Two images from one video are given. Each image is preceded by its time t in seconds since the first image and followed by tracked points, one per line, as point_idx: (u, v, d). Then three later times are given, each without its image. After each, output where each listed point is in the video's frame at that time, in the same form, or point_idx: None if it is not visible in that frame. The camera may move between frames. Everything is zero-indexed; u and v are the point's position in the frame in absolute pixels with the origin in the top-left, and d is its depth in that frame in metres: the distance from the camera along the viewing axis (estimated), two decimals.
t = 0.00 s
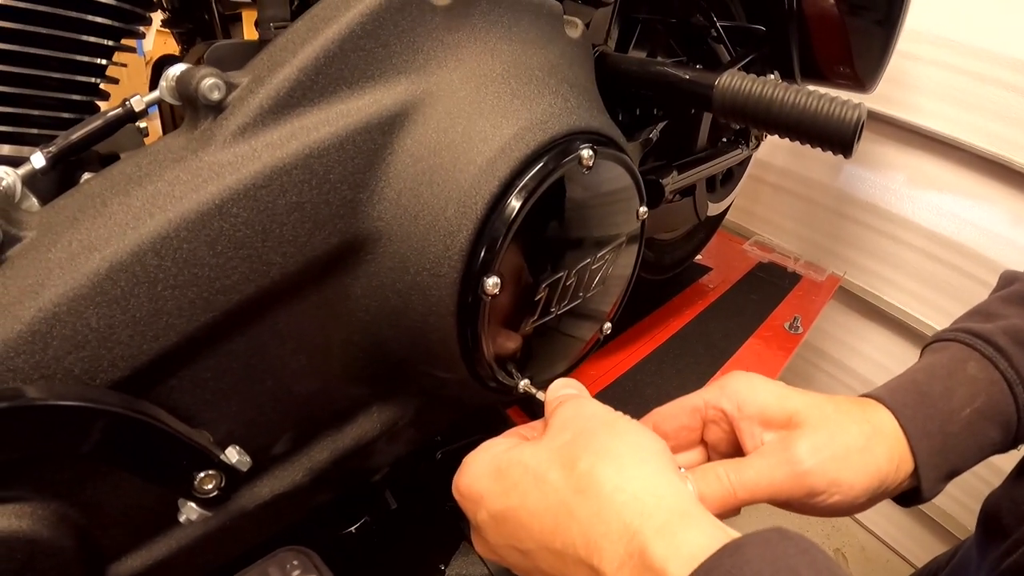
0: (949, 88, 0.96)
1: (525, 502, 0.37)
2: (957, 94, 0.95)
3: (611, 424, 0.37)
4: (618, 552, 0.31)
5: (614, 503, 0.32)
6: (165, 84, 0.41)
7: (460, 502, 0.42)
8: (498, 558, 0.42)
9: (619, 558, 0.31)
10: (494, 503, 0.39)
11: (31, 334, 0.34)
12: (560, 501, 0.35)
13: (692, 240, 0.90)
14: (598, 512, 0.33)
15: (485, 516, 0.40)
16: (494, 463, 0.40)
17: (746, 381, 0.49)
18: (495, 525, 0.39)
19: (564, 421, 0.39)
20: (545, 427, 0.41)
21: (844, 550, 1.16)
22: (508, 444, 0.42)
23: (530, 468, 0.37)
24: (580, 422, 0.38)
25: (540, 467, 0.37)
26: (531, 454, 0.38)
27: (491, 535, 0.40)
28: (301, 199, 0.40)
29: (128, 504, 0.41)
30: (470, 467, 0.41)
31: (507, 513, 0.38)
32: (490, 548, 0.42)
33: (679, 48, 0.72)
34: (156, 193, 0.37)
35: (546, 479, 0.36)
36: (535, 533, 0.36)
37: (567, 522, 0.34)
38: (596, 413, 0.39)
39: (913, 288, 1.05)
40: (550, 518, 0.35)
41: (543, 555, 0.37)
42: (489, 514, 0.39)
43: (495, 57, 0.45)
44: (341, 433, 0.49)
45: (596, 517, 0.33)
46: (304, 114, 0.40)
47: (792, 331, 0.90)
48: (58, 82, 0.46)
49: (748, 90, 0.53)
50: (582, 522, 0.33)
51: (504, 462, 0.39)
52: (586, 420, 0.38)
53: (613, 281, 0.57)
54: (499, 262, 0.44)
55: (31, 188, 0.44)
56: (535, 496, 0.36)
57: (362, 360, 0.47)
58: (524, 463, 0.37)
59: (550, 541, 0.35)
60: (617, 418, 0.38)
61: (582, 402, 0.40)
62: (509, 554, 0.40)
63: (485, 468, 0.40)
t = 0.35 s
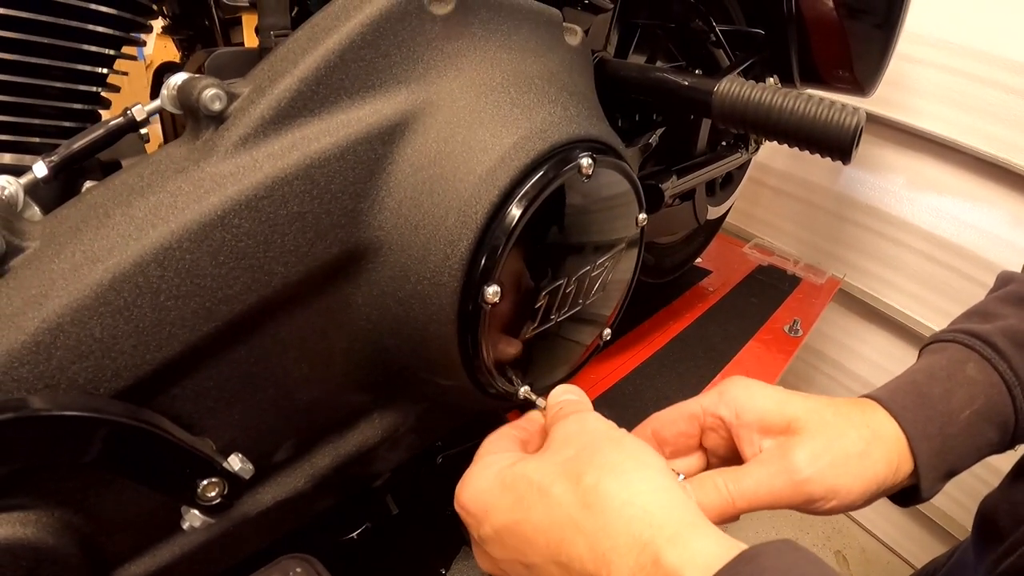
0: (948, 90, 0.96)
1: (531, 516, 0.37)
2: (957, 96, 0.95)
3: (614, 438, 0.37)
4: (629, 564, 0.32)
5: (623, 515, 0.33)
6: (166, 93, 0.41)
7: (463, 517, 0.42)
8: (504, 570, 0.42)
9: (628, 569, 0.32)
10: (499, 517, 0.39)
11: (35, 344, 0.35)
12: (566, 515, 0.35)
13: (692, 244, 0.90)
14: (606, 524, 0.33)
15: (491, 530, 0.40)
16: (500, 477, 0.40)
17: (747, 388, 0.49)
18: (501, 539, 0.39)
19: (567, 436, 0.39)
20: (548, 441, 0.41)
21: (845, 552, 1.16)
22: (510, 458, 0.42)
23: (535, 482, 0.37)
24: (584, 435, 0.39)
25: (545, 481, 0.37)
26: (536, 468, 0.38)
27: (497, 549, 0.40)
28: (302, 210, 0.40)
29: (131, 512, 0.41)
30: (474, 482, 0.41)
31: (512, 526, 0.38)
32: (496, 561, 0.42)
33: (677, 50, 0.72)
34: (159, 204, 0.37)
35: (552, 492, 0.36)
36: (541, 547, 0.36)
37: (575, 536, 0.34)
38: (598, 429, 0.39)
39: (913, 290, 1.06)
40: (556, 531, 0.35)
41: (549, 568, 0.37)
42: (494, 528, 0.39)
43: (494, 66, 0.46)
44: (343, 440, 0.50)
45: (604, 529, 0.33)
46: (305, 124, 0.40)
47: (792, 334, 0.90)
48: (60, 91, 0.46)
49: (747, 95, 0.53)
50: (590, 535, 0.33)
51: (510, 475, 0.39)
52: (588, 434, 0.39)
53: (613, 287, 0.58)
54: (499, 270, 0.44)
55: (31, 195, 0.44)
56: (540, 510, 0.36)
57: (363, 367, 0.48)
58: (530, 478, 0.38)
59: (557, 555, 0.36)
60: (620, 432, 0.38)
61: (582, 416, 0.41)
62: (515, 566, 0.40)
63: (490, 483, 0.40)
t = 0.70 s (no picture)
0: (946, 91, 0.96)
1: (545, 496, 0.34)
2: (955, 97, 0.95)
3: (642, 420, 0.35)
4: (655, 551, 0.29)
5: (651, 499, 0.30)
6: (163, 94, 0.41)
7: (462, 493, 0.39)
8: (500, 554, 0.39)
9: (653, 556, 0.29)
10: (506, 493, 0.36)
11: (32, 343, 0.35)
12: (587, 495, 0.32)
13: (690, 244, 0.90)
14: (633, 508, 0.30)
15: (494, 508, 0.37)
16: (508, 452, 0.37)
17: (741, 377, 0.43)
18: (504, 518, 0.36)
19: (590, 415, 0.36)
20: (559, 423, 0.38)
21: (844, 551, 1.16)
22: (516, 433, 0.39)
23: (553, 459, 0.34)
24: (602, 415, 0.36)
25: (564, 458, 0.34)
26: (556, 445, 0.35)
27: (498, 528, 0.37)
28: (298, 210, 0.40)
29: (129, 510, 0.42)
30: (478, 455, 0.38)
31: (522, 505, 0.35)
32: (491, 543, 0.40)
33: (675, 53, 0.72)
34: (156, 204, 0.37)
35: (574, 469, 0.33)
36: (552, 529, 0.33)
37: (593, 517, 0.31)
38: (618, 411, 0.36)
39: (911, 290, 1.06)
40: (574, 512, 0.32)
41: (555, 553, 0.34)
42: (498, 505, 0.36)
43: (490, 67, 0.46)
44: (339, 439, 0.50)
45: (632, 512, 0.30)
46: (301, 125, 0.40)
47: (790, 334, 0.90)
48: (59, 92, 0.47)
49: (743, 96, 0.54)
50: (615, 517, 0.31)
51: (523, 451, 0.36)
52: (611, 414, 0.35)
53: (609, 287, 0.58)
54: (494, 270, 0.44)
55: (30, 196, 0.44)
56: (557, 489, 0.33)
57: (359, 367, 0.48)
58: (546, 453, 0.35)
59: (569, 537, 0.33)
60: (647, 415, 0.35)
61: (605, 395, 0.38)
62: (514, 551, 0.37)
63: (495, 457, 0.37)
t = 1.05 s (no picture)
0: (947, 91, 0.96)
1: (579, 485, 0.34)
2: (956, 97, 0.95)
3: (673, 403, 0.35)
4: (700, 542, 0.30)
5: (695, 489, 0.31)
6: (168, 91, 0.41)
7: (485, 479, 0.39)
8: (519, 538, 0.40)
9: (699, 546, 0.30)
10: (532, 480, 0.36)
11: (36, 339, 0.35)
12: (625, 483, 0.32)
13: (692, 244, 0.90)
14: (675, 496, 0.31)
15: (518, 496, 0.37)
16: (534, 436, 0.37)
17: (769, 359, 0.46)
18: (529, 505, 0.36)
19: (617, 398, 0.36)
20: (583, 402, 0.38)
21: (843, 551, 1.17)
22: (539, 414, 0.39)
23: (586, 446, 0.34)
24: (629, 399, 0.36)
25: (597, 445, 0.34)
26: (587, 431, 0.35)
27: (520, 514, 0.38)
28: (302, 207, 0.40)
29: (131, 507, 0.42)
30: (500, 440, 0.38)
31: (551, 493, 0.35)
32: (509, 527, 0.40)
33: (678, 52, 0.72)
34: (160, 201, 0.37)
35: (609, 456, 0.33)
36: (585, 516, 0.34)
37: (635, 507, 0.32)
38: (646, 390, 0.36)
39: (911, 290, 1.06)
40: (609, 501, 0.33)
41: (585, 541, 0.35)
42: (524, 491, 0.36)
43: (494, 65, 0.46)
44: (342, 436, 0.50)
45: (675, 500, 0.31)
46: (306, 122, 0.40)
47: (790, 334, 0.90)
48: (63, 89, 0.47)
49: (746, 95, 0.54)
50: (656, 506, 0.31)
51: (548, 437, 0.36)
52: (641, 395, 0.36)
53: (612, 285, 0.58)
54: (498, 268, 0.44)
55: (33, 192, 0.44)
56: (591, 478, 0.33)
57: (363, 364, 0.48)
58: (576, 440, 0.35)
59: (605, 525, 0.33)
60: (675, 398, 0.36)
61: (628, 373, 0.38)
62: (535, 538, 0.38)
63: (521, 441, 0.37)
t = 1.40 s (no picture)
0: (947, 94, 0.97)
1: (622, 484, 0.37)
2: (957, 100, 0.96)
3: (702, 411, 0.39)
4: (731, 528, 0.33)
5: (728, 478, 0.34)
6: (173, 94, 0.41)
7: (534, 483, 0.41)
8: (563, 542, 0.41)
9: (735, 525, 0.33)
10: (576, 481, 0.38)
11: (42, 342, 0.35)
12: (666, 480, 0.35)
13: (692, 246, 0.90)
14: (710, 488, 0.34)
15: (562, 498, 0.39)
16: (579, 440, 0.40)
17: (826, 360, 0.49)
18: (574, 506, 0.39)
19: (648, 405, 0.40)
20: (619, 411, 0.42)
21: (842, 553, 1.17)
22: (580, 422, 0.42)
23: (628, 447, 0.37)
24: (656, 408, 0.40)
25: (635, 446, 0.37)
26: (625, 434, 0.38)
27: (565, 516, 0.40)
28: (307, 211, 0.40)
29: (135, 509, 0.42)
30: (546, 446, 0.41)
31: (598, 492, 0.38)
32: (554, 530, 0.42)
33: (679, 56, 0.73)
34: (166, 204, 0.38)
35: (650, 455, 0.36)
36: (629, 514, 0.36)
37: (674, 497, 0.35)
38: (673, 399, 0.40)
39: (911, 293, 1.06)
40: (653, 495, 0.36)
41: (627, 537, 0.37)
42: (570, 489, 0.39)
43: (498, 70, 0.46)
44: (347, 439, 0.50)
45: (711, 492, 0.34)
46: (312, 126, 0.40)
47: (791, 337, 0.91)
48: (67, 91, 0.47)
49: (748, 100, 0.54)
50: (695, 495, 0.34)
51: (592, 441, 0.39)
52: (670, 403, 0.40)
53: (614, 289, 0.58)
54: (502, 272, 0.45)
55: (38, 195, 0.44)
56: (634, 477, 0.36)
57: (367, 367, 0.48)
58: (616, 443, 0.38)
59: (649, 518, 0.36)
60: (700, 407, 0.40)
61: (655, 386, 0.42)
62: (577, 540, 0.40)
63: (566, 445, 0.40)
